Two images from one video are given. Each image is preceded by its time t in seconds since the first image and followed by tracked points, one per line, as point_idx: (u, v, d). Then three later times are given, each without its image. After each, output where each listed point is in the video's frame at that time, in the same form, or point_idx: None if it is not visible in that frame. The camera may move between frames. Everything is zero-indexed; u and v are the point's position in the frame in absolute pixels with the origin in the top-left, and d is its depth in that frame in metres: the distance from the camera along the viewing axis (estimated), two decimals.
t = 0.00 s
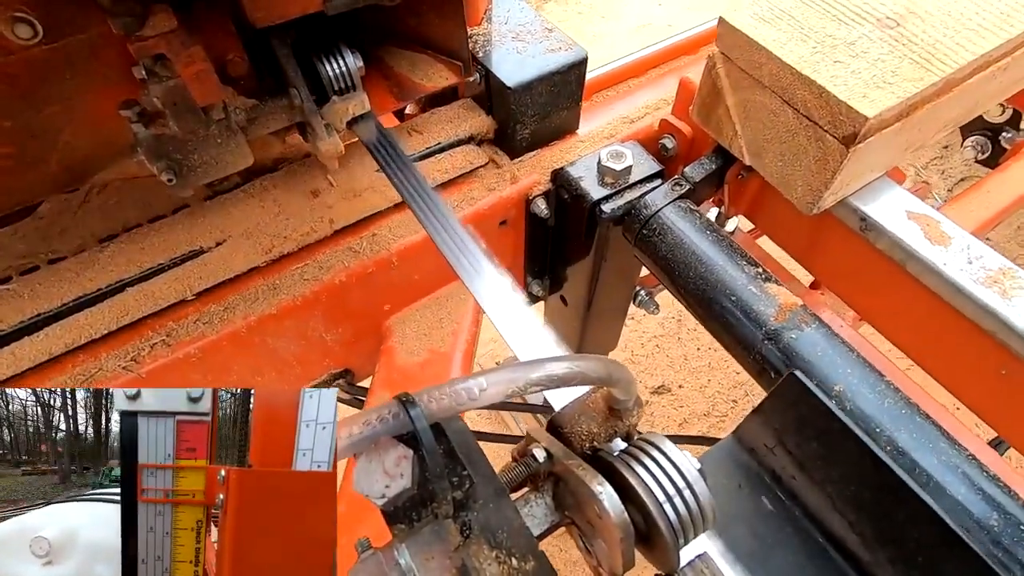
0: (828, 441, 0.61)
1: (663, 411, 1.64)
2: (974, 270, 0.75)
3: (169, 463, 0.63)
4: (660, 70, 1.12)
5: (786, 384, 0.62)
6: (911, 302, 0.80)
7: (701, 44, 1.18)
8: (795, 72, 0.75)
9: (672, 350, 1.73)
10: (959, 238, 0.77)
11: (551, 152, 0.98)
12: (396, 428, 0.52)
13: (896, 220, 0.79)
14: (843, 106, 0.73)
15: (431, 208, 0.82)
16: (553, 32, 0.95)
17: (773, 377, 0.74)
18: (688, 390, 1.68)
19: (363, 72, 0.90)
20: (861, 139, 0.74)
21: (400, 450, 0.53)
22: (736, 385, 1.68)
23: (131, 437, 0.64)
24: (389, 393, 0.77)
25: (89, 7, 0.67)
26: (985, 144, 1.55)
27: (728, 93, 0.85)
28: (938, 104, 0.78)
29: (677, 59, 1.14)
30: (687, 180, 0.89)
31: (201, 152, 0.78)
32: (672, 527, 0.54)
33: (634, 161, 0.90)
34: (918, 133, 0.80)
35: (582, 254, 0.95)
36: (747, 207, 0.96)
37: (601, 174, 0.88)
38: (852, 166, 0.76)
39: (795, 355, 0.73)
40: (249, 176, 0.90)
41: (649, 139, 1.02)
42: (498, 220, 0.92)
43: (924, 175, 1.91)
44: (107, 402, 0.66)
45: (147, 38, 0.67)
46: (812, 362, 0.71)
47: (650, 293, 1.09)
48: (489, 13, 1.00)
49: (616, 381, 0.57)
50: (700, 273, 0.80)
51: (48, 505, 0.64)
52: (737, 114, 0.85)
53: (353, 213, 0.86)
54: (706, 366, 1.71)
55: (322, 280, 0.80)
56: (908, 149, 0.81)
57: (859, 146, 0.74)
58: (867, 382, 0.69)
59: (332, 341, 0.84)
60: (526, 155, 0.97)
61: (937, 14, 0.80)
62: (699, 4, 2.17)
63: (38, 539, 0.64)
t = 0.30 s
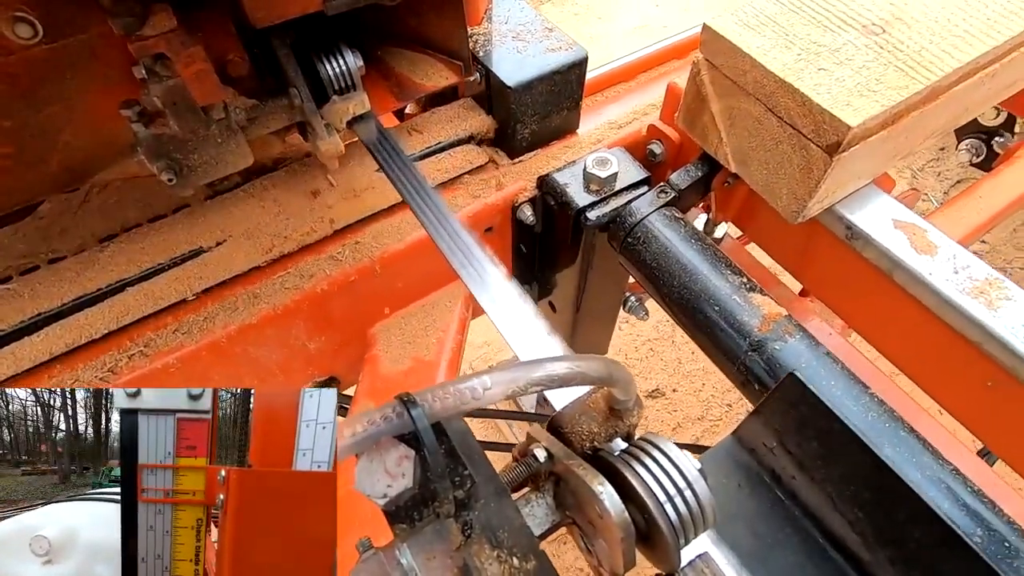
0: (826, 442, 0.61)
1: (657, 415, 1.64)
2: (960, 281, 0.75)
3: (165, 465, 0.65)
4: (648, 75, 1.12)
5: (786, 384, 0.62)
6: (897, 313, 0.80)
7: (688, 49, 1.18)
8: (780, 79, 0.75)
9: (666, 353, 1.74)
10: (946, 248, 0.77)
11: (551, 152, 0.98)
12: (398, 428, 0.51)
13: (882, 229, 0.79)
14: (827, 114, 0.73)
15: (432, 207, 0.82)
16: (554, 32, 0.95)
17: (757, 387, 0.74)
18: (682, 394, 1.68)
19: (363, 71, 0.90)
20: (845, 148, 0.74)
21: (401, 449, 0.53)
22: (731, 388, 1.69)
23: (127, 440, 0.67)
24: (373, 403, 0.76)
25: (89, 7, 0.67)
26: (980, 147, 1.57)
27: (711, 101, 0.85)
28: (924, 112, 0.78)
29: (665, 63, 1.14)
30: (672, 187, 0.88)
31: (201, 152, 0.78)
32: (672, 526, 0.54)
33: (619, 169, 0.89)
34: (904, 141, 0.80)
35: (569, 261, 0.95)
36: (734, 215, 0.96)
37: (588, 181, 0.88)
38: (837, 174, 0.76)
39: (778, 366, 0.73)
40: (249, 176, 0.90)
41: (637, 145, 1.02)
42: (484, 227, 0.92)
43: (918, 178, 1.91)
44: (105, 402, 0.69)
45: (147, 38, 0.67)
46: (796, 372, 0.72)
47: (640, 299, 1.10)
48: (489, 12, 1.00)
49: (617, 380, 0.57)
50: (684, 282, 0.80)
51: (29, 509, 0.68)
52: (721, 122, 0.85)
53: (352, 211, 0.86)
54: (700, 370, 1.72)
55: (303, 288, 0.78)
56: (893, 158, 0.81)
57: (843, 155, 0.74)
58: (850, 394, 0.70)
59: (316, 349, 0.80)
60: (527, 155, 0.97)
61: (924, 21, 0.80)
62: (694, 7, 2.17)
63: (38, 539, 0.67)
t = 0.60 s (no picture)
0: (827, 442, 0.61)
1: (647, 422, 1.64)
2: (938, 298, 0.73)
3: (168, 462, 0.63)
4: (631, 83, 1.12)
5: (788, 384, 0.62)
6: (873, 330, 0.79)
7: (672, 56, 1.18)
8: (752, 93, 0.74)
9: (658, 359, 1.74)
10: (924, 263, 0.76)
11: (552, 151, 0.99)
12: (400, 428, 0.51)
13: (860, 244, 0.78)
14: (799, 129, 0.71)
15: (433, 206, 0.83)
16: (555, 31, 0.95)
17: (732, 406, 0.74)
18: (672, 400, 1.68)
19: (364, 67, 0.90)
20: (818, 164, 0.72)
21: (403, 448, 0.53)
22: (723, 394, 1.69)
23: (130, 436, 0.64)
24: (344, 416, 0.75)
25: (90, 7, 0.67)
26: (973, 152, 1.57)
27: (686, 112, 0.83)
28: (901, 127, 0.76)
29: (649, 70, 1.14)
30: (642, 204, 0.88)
31: (202, 152, 0.78)
32: (674, 526, 0.54)
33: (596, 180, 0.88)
34: (881, 154, 0.78)
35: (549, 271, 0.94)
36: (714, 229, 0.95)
37: (564, 193, 0.87)
38: (810, 191, 0.75)
39: (751, 384, 0.73)
40: (250, 176, 0.90)
41: (617, 154, 1.01)
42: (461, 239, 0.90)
43: (914, 181, 1.92)
44: (105, 401, 0.67)
45: (148, 38, 0.67)
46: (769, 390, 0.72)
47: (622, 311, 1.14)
48: (490, 12, 1.00)
49: (618, 380, 0.57)
50: (659, 298, 0.80)
51: (51, 503, 0.64)
52: (697, 134, 0.84)
53: (352, 211, 0.86)
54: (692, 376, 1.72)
55: (276, 302, 0.79)
56: (871, 171, 0.79)
57: (817, 170, 0.73)
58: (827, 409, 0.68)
59: (289, 363, 0.81)
60: (527, 155, 0.98)
61: (904, 30, 0.77)
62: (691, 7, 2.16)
63: (38, 538, 0.63)
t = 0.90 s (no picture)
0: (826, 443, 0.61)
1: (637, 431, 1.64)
2: (902, 324, 0.70)
3: (168, 463, 0.62)
4: (602, 96, 1.10)
5: (786, 385, 0.62)
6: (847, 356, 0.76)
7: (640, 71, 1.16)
8: (708, 114, 0.68)
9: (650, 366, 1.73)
10: (890, 288, 0.73)
11: (552, 151, 0.98)
12: (396, 428, 0.51)
13: (824, 267, 0.75)
14: (754, 153, 0.66)
15: (432, 208, 0.82)
16: (554, 31, 0.95)
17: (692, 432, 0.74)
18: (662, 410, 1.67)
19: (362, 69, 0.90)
20: (776, 188, 0.67)
21: (398, 449, 0.52)
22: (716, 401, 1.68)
23: (131, 437, 0.63)
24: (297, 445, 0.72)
25: (89, 7, 0.67)
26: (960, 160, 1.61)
27: (645, 131, 0.79)
28: (862, 149, 0.71)
29: (618, 84, 1.12)
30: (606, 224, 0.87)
31: (200, 152, 0.78)
32: (671, 526, 0.54)
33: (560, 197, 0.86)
34: (842, 177, 0.73)
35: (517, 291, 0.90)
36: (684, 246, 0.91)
37: (527, 211, 0.86)
38: (770, 215, 0.70)
39: (711, 411, 0.74)
40: (249, 175, 0.90)
41: (587, 169, 0.98)
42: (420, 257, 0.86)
43: (905, 186, 1.91)
44: (106, 400, 0.65)
45: (147, 38, 0.67)
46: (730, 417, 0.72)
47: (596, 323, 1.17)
48: (489, 12, 1.00)
49: (615, 380, 0.57)
50: (620, 321, 0.80)
51: (52, 504, 0.64)
52: (659, 153, 0.79)
53: (352, 210, 0.86)
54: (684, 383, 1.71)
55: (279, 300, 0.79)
56: (836, 194, 0.75)
57: (775, 195, 0.68)
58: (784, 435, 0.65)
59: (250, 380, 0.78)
60: (527, 155, 0.97)
61: (870, 46, 0.72)
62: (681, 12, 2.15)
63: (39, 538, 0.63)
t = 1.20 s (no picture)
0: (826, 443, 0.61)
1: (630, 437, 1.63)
2: (865, 353, 0.70)
3: (167, 463, 0.61)
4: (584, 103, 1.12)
5: (787, 385, 0.62)
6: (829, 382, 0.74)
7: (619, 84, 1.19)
8: (663, 137, 0.66)
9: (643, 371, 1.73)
10: (854, 314, 0.72)
11: (552, 151, 0.98)
12: (396, 429, 0.51)
13: (788, 292, 0.74)
14: (706, 179, 0.63)
15: (432, 207, 0.82)
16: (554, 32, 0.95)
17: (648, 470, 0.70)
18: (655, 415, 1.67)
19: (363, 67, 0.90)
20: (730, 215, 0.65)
21: (400, 450, 0.53)
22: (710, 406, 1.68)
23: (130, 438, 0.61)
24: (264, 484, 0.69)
25: (89, 6, 0.67)
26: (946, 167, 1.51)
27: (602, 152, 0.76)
28: (822, 173, 0.69)
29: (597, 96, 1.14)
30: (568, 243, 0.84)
31: (200, 152, 0.79)
32: (672, 526, 0.54)
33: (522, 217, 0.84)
34: (805, 200, 0.71)
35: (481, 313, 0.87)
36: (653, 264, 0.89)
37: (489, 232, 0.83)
38: (724, 242, 0.68)
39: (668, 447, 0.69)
40: (249, 176, 0.90)
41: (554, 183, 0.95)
42: (385, 275, 0.84)
43: (896, 193, 1.91)
44: (106, 401, 0.63)
45: (147, 38, 0.67)
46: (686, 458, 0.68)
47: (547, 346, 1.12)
48: (489, 12, 1.00)
49: (616, 380, 0.57)
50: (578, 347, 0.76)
51: (51, 503, 0.63)
52: (619, 173, 0.75)
53: (352, 210, 0.86)
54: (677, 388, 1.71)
55: (279, 300, 0.79)
56: (799, 216, 0.73)
57: (729, 221, 0.66)
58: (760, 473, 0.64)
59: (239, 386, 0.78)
60: (527, 155, 0.97)
61: (832, 66, 0.71)
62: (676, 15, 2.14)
63: (38, 538, 0.63)
